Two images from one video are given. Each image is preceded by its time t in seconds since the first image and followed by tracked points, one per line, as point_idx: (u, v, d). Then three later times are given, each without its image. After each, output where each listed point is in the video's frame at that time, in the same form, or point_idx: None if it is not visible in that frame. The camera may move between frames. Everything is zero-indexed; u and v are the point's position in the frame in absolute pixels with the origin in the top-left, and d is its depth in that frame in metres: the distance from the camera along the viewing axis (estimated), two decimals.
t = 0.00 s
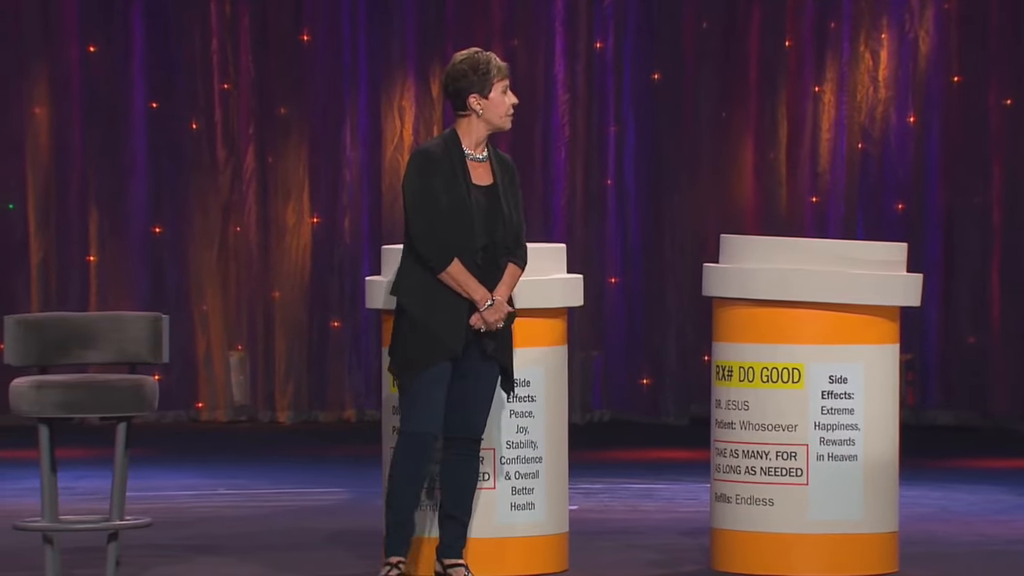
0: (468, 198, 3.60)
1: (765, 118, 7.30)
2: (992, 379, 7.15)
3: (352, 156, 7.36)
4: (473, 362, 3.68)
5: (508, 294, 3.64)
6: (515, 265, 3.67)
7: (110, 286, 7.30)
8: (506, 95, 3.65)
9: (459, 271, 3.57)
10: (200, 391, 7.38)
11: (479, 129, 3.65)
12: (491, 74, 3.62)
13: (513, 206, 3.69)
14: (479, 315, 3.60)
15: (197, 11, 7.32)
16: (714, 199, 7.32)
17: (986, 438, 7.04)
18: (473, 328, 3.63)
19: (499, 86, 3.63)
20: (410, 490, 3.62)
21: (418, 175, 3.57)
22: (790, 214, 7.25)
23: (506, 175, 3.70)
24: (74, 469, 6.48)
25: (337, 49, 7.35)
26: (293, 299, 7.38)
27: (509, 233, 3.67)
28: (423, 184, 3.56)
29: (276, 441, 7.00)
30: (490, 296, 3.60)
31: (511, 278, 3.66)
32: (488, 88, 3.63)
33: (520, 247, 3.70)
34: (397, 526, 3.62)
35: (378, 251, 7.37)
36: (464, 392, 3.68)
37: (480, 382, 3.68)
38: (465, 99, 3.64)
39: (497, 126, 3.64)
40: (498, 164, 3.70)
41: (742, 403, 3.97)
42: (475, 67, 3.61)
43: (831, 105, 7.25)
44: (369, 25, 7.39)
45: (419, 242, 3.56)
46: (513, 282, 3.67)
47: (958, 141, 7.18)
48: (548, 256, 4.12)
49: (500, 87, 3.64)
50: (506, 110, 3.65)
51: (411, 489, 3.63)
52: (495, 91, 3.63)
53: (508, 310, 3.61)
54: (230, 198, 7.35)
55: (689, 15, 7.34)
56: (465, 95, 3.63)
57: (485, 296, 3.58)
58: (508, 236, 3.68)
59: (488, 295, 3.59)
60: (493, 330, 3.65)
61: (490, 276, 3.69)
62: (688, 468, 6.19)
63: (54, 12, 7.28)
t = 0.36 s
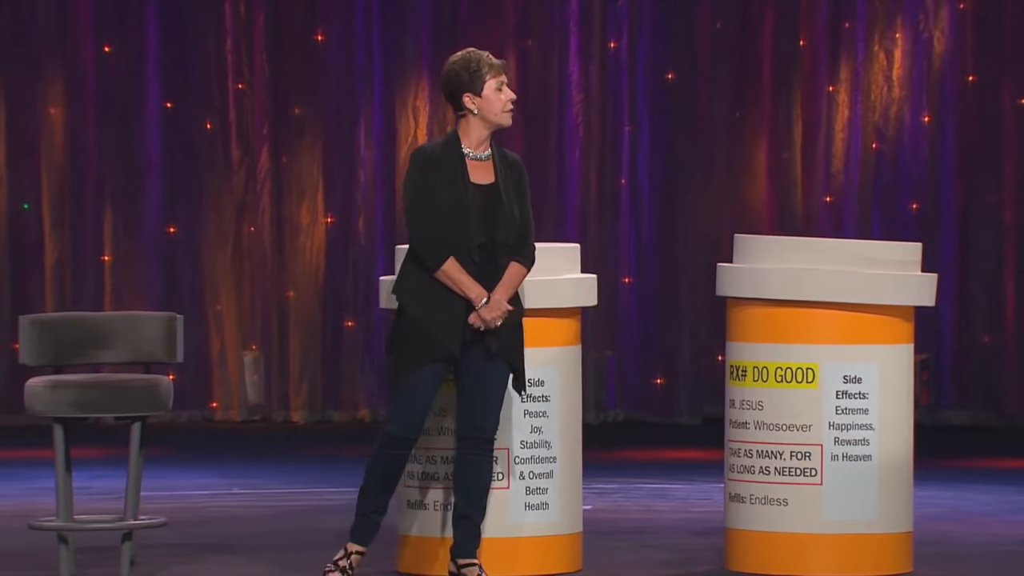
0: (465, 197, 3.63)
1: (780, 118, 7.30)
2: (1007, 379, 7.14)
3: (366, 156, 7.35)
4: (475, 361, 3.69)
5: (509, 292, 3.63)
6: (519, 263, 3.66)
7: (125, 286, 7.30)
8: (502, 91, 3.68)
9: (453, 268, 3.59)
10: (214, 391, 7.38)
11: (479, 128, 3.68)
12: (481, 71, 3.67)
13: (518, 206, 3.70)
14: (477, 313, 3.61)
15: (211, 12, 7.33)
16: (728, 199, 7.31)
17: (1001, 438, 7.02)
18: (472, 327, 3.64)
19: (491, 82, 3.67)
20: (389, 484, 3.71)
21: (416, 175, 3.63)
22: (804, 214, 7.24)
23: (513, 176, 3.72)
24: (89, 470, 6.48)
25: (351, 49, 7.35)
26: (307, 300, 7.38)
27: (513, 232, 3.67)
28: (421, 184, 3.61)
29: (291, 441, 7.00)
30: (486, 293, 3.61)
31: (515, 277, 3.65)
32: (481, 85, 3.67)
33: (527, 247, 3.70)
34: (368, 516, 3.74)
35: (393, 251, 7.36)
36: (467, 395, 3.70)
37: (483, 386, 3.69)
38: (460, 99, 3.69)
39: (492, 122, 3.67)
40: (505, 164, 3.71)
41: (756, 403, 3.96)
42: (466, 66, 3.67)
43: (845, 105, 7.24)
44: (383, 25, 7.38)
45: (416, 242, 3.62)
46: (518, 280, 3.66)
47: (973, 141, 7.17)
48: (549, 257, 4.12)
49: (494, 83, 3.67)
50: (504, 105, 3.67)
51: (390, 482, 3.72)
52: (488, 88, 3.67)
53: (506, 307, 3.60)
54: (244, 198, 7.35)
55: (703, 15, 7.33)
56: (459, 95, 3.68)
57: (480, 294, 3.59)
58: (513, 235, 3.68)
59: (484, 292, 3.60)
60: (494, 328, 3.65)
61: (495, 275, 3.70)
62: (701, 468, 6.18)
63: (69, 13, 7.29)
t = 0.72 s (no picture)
0: (445, 196, 3.67)
1: (801, 118, 7.31)
2: None
3: (386, 155, 7.32)
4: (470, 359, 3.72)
5: (495, 289, 3.65)
6: (507, 259, 3.67)
7: (146, 285, 7.32)
8: (469, 87, 3.69)
9: (432, 266, 3.64)
10: (234, 390, 7.39)
11: (455, 128, 3.71)
12: (445, 72, 3.71)
13: (507, 203, 3.71)
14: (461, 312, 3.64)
15: (231, 12, 7.34)
16: (748, 198, 7.30)
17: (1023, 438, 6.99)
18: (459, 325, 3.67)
19: (454, 81, 3.69)
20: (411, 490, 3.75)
21: (399, 176, 3.70)
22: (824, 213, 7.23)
23: (502, 172, 3.72)
24: (110, 469, 6.51)
25: (371, 48, 7.36)
26: (327, 299, 7.37)
27: (499, 229, 3.69)
28: (401, 185, 3.68)
29: (310, 440, 7.00)
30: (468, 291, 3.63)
31: (504, 273, 3.66)
32: (447, 86, 3.71)
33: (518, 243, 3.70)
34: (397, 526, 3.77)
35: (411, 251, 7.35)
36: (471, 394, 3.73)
37: (484, 385, 3.71)
38: (434, 102, 3.74)
39: (461, 121, 3.69)
40: (494, 160, 3.72)
41: (776, 403, 3.96)
42: (434, 69, 3.73)
43: (866, 104, 7.22)
44: (403, 24, 7.37)
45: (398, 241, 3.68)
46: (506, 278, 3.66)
47: (994, 140, 7.14)
48: (546, 256, 4.10)
49: (458, 82, 3.70)
50: (471, 101, 3.68)
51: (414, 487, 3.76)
52: (453, 87, 3.70)
53: (489, 302, 3.62)
54: (265, 198, 7.36)
55: (724, 15, 7.32)
56: (432, 100, 3.74)
57: (460, 292, 3.62)
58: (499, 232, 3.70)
59: (465, 290, 3.63)
60: (481, 324, 3.67)
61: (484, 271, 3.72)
62: (721, 468, 6.17)
63: (91, 14, 7.31)
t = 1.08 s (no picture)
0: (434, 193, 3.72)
1: (841, 119, 7.28)
2: None
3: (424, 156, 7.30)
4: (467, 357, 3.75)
5: (480, 287, 3.66)
6: (494, 257, 3.68)
7: (186, 284, 7.34)
8: (445, 87, 3.68)
9: (416, 262, 3.69)
10: (273, 390, 7.41)
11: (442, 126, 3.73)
12: (430, 70, 3.72)
13: (499, 201, 3.72)
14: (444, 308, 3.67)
15: (271, 13, 7.34)
16: (787, 198, 7.29)
17: None
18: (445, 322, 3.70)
19: (434, 81, 3.70)
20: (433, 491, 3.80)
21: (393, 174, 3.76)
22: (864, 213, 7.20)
23: (496, 169, 3.73)
24: (150, 468, 6.54)
25: (410, 49, 7.35)
26: (366, 300, 7.36)
27: (490, 228, 3.71)
28: (395, 183, 3.74)
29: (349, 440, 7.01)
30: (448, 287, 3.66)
31: (491, 272, 3.67)
32: (430, 85, 3.72)
33: (509, 240, 3.70)
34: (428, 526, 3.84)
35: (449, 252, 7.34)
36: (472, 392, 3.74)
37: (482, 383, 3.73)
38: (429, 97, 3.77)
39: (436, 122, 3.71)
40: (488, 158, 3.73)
41: (815, 403, 3.95)
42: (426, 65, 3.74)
43: (906, 104, 7.18)
44: (442, 25, 7.37)
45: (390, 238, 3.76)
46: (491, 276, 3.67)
47: None
48: (543, 257, 4.07)
49: (436, 81, 3.70)
50: (445, 102, 3.69)
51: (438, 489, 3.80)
52: (433, 87, 3.71)
53: (468, 300, 3.63)
54: (304, 198, 7.37)
55: (763, 15, 7.30)
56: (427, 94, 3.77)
57: (439, 288, 3.65)
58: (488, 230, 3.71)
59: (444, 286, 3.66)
60: (465, 321, 3.68)
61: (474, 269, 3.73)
62: (759, 468, 6.15)
63: (131, 14, 7.34)
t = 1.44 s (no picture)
0: (428, 193, 3.86)
1: (878, 119, 7.26)
2: None
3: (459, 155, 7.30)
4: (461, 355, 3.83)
5: (469, 284, 3.74)
6: (484, 254, 3.75)
7: (222, 283, 7.35)
8: (434, 87, 3.83)
9: (413, 260, 3.86)
10: (309, 390, 7.43)
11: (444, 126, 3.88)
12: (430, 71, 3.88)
13: (492, 196, 3.79)
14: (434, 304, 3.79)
15: (307, 12, 7.36)
16: (823, 198, 7.27)
17: None
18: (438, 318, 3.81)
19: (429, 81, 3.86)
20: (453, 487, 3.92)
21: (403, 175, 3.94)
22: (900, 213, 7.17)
23: (486, 166, 3.80)
24: (187, 467, 6.57)
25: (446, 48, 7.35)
26: (402, 300, 7.35)
27: (483, 223, 3.79)
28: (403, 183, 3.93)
29: (385, 439, 7.03)
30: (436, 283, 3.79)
31: (481, 269, 3.74)
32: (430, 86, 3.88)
33: (502, 234, 3.76)
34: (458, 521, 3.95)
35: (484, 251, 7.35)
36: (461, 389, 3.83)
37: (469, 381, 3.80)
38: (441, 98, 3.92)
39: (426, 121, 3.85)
40: (483, 155, 3.82)
41: (851, 403, 3.93)
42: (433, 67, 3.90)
43: (943, 103, 7.16)
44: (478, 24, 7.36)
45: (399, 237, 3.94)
46: (475, 271, 3.74)
47: None
48: (537, 256, 4.07)
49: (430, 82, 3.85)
50: (434, 101, 3.83)
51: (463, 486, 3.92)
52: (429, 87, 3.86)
53: (450, 294, 3.74)
54: (339, 198, 7.38)
55: (799, 14, 7.29)
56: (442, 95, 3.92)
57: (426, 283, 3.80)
58: (475, 226, 3.79)
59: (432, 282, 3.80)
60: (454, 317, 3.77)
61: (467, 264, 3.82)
62: (795, 468, 6.13)
63: (168, 14, 7.34)
